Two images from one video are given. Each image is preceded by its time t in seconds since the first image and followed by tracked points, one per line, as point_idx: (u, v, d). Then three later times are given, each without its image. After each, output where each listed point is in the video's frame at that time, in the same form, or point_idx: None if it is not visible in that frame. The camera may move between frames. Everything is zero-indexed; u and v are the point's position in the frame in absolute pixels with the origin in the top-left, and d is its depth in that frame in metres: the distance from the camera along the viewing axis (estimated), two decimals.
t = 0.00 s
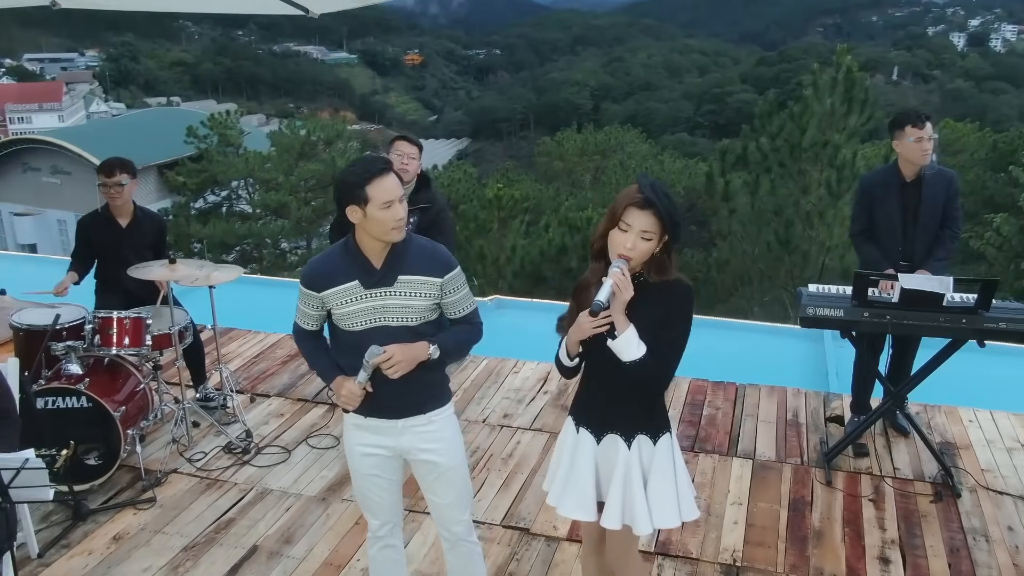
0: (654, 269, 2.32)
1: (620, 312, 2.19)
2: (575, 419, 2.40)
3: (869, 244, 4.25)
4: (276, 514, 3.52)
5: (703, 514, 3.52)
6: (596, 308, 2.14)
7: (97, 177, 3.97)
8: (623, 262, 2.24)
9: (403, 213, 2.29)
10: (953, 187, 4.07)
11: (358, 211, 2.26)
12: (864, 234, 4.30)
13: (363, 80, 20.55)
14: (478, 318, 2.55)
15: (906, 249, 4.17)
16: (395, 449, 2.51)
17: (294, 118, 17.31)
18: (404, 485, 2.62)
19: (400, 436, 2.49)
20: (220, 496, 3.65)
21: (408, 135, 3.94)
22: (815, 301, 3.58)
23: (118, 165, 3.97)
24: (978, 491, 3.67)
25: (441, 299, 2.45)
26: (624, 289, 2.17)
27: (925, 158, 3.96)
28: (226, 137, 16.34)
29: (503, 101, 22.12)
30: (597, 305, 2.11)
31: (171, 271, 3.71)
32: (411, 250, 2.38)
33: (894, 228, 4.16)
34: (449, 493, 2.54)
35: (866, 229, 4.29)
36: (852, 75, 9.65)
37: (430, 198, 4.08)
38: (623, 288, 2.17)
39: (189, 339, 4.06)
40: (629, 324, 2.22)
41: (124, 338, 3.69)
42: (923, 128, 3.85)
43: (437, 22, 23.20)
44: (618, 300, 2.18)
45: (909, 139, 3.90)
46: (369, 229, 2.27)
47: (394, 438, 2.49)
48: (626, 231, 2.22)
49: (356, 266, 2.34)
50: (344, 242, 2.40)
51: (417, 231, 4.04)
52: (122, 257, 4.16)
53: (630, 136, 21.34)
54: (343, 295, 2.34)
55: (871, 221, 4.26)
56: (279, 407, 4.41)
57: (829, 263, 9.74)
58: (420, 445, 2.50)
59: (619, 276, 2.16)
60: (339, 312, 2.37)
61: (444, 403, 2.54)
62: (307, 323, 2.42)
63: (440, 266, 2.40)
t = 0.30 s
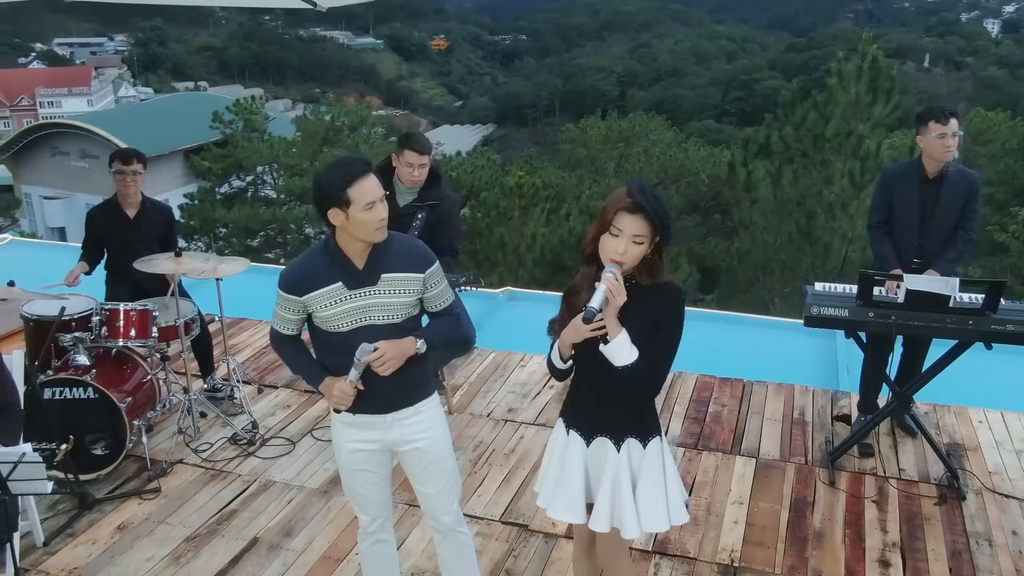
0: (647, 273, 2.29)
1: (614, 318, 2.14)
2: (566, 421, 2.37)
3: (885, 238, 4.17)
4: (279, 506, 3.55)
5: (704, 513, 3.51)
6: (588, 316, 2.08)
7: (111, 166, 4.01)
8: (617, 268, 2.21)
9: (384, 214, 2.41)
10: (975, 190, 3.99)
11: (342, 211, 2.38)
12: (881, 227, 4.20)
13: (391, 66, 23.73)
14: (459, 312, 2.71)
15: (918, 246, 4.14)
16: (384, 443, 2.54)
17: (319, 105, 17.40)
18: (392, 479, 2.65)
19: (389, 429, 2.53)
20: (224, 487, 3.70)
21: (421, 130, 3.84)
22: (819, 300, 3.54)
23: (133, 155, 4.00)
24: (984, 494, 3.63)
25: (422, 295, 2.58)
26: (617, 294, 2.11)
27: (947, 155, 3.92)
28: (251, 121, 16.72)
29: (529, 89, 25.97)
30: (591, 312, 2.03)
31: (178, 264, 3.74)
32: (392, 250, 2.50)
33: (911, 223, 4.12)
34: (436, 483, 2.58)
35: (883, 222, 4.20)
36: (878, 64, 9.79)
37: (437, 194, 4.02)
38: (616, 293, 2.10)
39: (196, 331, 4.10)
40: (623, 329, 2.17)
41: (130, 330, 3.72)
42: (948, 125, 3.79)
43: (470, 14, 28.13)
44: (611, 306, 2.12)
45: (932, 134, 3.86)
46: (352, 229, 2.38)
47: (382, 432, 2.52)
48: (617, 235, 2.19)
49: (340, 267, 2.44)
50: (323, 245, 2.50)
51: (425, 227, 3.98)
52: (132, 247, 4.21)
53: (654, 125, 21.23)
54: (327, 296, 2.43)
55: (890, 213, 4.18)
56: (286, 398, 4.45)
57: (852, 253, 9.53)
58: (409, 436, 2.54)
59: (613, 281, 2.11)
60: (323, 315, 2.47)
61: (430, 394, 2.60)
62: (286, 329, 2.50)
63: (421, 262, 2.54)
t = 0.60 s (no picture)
0: (635, 274, 2.26)
1: (601, 321, 2.11)
2: (555, 423, 2.35)
3: (898, 232, 4.12)
4: (280, 497, 3.59)
5: (703, 511, 3.50)
6: (574, 319, 2.05)
7: (124, 159, 4.04)
8: (605, 271, 2.19)
9: (367, 213, 2.46)
10: (993, 189, 3.90)
11: (326, 215, 2.43)
12: (896, 221, 4.15)
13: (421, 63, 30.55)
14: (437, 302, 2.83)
15: (929, 243, 4.07)
16: (378, 437, 2.58)
17: (342, 91, 17.45)
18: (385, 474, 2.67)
19: (383, 423, 2.57)
20: (228, 477, 3.74)
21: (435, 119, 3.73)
22: (822, 300, 3.52)
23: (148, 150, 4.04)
24: (988, 497, 3.59)
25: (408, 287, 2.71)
26: (604, 297, 2.08)
27: (966, 151, 3.84)
28: (276, 107, 16.54)
29: (555, 78, 32.42)
30: (577, 316, 2.00)
31: (182, 257, 3.77)
32: (376, 249, 2.58)
33: (925, 219, 4.04)
34: (427, 473, 2.63)
35: (898, 216, 4.15)
36: (902, 52, 10.10)
37: (442, 188, 3.98)
38: (603, 297, 2.08)
39: (203, 322, 4.15)
40: (611, 331, 2.15)
41: (136, 321, 3.77)
42: (968, 121, 3.70)
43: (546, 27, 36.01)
44: (598, 309, 2.10)
45: (952, 129, 3.77)
46: (337, 229, 2.44)
47: (376, 426, 2.56)
48: (603, 239, 2.18)
49: (327, 268, 2.49)
50: (306, 247, 2.55)
51: (428, 221, 3.96)
52: (141, 239, 4.26)
53: (677, 112, 21.11)
54: (317, 298, 2.47)
55: (905, 208, 4.12)
56: (292, 389, 4.49)
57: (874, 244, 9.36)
58: (402, 430, 2.59)
59: (600, 284, 2.08)
60: (311, 317, 2.51)
61: (420, 387, 2.65)
62: (272, 333, 2.55)
63: (404, 257, 2.63)
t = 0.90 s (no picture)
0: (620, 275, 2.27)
1: (584, 321, 2.12)
2: (542, 422, 2.36)
3: (907, 226, 4.08)
4: (282, 486, 3.63)
5: (699, 506, 3.51)
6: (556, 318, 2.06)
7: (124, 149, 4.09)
8: (589, 271, 2.19)
9: (365, 210, 2.45)
10: (1005, 188, 3.85)
11: (323, 212, 2.41)
12: (907, 214, 4.11)
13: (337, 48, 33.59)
14: (432, 298, 2.85)
15: (937, 240, 4.03)
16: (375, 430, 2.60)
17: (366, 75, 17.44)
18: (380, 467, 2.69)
19: (379, 418, 2.59)
20: (231, 465, 3.79)
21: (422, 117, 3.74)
22: (822, 298, 3.50)
23: (144, 138, 4.08)
24: (989, 497, 3.56)
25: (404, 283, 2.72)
26: (587, 296, 2.09)
27: (978, 149, 3.78)
28: (301, 92, 16.47)
29: (583, 62, 32.43)
30: (558, 315, 2.01)
31: (190, 248, 3.80)
32: (373, 244, 2.59)
33: (935, 214, 4.00)
34: (422, 466, 2.66)
35: (909, 210, 4.11)
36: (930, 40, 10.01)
37: (443, 180, 3.99)
38: (585, 296, 2.09)
39: (209, 312, 4.20)
40: (594, 331, 2.15)
41: (143, 311, 3.81)
42: (978, 119, 3.65)
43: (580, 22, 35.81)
44: (580, 309, 2.10)
45: (962, 125, 3.73)
46: (334, 227, 2.43)
47: (372, 421, 2.58)
48: (585, 241, 2.18)
49: (325, 264, 2.49)
50: (305, 242, 2.53)
51: (430, 215, 3.97)
52: (150, 228, 4.31)
53: (702, 99, 20.98)
54: (314, 294, 2.47)
55: (916, 202, 4.08)
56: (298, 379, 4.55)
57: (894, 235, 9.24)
58: (398, 425, 2.62)
59: (582, 283, 2.09)
60: (309, 313, 2.51)
61: (416, 382, 2.68)
62: (268, 330, 2.52)
63: (401, 253, 2.65)
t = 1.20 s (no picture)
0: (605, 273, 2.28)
1: (565, 318, 2.14)
2: (528, 418, 2.38)
3: (915, 226, 3.93)
4: (284, 474, 3.69)
5: (696, 501, 3.52)
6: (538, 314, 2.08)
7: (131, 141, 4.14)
8: (571, 269, 2.21)
9: (375, 205, 2.48)
10: (1017, 185, 3.70)
11: (334, 206, 2.44)
12: (916, 213, 3.96)
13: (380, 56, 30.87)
14: (437, 294, 2.89)
15: (946, 239, 3.89)
16: (377, 423, 2.64)
17: (392, 61, 17.42)
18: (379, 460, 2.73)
19: (381, 411, 2.63)
20: (236, 453, 3.86)
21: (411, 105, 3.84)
22: (824, 295, 3.48)
23: (150, 128, 4.12)
24: (989, 496, 3.55)
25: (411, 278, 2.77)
26: (567, 294, 2.11)
27: (990, 145, 3.63)
28: (326, 77, 16.44)
29: (608, 47, 32.43)
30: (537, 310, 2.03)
31: (197, 239, 3.86)
32: (381, 239, 2.62)
33: (944, 213, 3.85)
34: (421, 459, 2.70)
35: (918, 209, 3.95)
36: (957, 30, 9.97)
37: (440, 168, 4.06)
38: (567, 293, 2.12)
39: (217, 301, 4.27)
40: (574, 329, 2.17)
41: (150, 300, 3.87)
42: (986, 115, 3.52)
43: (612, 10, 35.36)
44: (561, 306, 2.13)
45: (970, 122, 3.60)
46: (344, 220, 2.47)
47: (375, 413, 2.62)
48: (569, 237, 2.20)
49: (334, 256, 2.53)
50: (315, 234, 2.57)
51: (428, 205, 4.04)
52: (162, 217, 4.36)
53: (728, 86, 20.84)
54: (325, 285, 2.51)
55: (925, 200, 3.93)
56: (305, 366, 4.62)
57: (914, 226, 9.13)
58: (400, 418, 2.66)
59: (562, 281, 2.11)
60: (317, 303, 2.55)
61: (419, 376, 2.72)
62: (278, 319, 2.57)
63: (408, 249, 2.69)
